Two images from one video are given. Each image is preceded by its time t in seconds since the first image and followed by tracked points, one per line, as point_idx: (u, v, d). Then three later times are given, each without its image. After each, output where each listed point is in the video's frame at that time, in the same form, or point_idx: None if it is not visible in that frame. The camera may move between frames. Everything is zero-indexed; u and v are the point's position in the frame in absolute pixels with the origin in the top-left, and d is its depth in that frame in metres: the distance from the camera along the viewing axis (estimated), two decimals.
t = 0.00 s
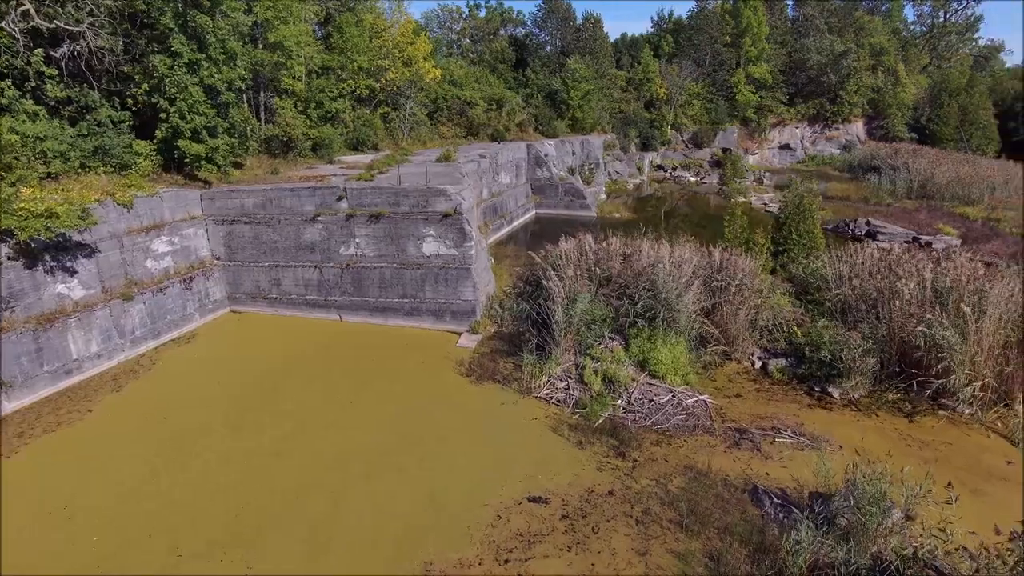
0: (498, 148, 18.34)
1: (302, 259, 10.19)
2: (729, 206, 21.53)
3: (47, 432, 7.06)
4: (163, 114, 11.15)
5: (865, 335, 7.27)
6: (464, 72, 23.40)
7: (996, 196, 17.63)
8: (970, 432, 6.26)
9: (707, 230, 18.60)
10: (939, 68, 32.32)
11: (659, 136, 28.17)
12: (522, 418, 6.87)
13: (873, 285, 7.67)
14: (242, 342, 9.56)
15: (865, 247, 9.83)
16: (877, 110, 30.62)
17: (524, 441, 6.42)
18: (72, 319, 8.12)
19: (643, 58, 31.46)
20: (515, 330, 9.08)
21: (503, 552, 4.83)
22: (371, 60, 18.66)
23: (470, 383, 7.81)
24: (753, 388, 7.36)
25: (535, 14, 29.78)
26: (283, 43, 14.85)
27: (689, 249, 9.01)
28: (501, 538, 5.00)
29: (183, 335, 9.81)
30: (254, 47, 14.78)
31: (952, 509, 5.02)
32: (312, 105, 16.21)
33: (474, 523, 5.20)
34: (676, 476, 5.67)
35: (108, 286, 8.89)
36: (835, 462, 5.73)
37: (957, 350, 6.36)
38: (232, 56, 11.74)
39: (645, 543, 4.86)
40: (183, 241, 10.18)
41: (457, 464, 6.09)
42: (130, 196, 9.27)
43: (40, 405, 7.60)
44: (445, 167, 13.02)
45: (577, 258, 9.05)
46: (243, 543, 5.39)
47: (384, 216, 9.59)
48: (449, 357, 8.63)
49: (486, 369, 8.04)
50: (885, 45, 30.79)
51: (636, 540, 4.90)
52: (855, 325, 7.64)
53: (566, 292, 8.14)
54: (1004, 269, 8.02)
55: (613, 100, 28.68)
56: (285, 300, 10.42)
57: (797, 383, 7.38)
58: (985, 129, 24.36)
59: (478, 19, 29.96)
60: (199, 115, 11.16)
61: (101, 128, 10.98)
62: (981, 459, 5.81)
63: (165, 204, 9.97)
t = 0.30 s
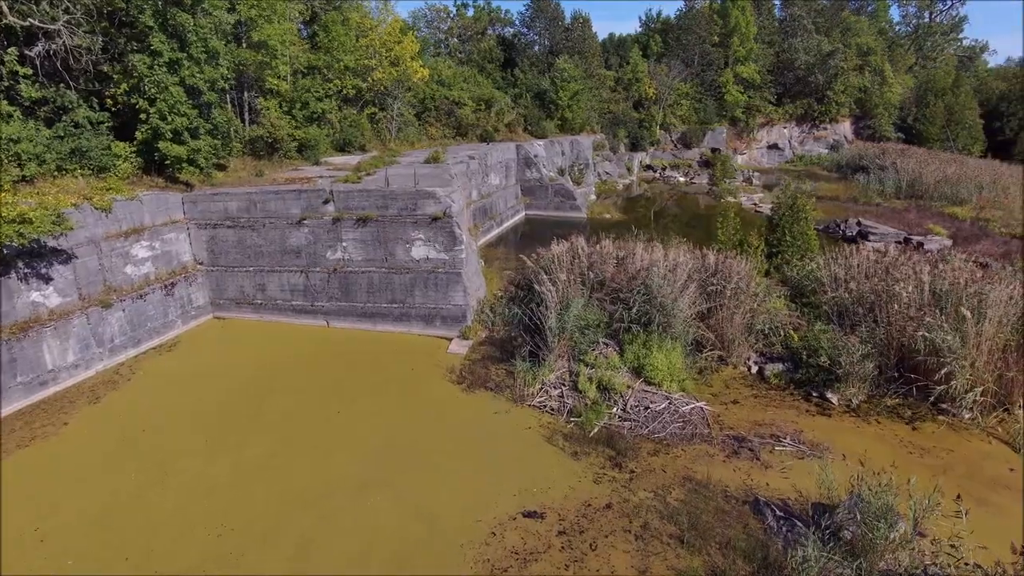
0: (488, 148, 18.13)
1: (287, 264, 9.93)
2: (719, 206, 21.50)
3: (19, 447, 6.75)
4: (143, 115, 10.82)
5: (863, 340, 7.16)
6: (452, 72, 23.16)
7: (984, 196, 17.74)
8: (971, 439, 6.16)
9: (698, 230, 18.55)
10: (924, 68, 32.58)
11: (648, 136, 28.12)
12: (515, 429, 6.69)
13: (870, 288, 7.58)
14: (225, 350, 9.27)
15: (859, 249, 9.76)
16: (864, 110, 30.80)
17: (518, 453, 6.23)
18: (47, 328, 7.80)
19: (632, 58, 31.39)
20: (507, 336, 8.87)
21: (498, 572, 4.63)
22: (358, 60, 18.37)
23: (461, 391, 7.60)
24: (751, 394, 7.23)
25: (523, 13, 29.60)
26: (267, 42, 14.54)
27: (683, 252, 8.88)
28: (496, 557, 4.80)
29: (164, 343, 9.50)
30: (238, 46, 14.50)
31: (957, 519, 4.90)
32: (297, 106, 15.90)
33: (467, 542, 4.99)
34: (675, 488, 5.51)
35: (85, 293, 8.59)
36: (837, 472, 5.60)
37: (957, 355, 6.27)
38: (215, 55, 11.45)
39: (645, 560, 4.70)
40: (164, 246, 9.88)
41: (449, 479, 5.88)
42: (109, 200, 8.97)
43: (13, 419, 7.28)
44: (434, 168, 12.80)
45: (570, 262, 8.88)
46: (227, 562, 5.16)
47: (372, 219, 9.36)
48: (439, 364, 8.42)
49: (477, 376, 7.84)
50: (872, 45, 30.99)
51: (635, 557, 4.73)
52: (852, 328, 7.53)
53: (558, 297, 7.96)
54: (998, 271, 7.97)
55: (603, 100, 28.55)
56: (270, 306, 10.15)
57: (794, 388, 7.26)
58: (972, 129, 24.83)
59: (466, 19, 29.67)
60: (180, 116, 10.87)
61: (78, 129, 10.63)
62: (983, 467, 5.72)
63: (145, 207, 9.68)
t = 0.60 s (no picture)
0: (479, 149, 17.92)
1: (274, 269, 9.68)
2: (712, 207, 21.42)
3: None
4: (125, 116, 10.50)
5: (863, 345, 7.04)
6: (443, 72, 22.92)
7: (975, 197, 17.76)
8: (976, 446, 6.05)
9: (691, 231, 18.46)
10: (914, 68, 32.74)
11: (640, 136, 28.04)
12: (509, 439, 6.50)
13: (869, 292, 7.46)
14: (210, 358, 9.00)
15: (856, 252, 9.66)
16: (855, 110, 30.90)
17: (512, 465, 6.04)
18: (24, 337, 7.50)
19: (623, 58, 31.28)
20: (501, 342, 8.67)
21: None
22: (346, 59, 18.09)
23: (454, 400, 7.40)
24: (750, 400, 7.08)
25: (514, 13, 29.40)
26: (254, 41, 14.25)
27: (679, 255, 8.73)
28: None
29: (147, 351, 9.21)
30: (224, 45, 14.22)
31: (967, 532, 4.77)
32: (285, 106, 15.61)
33: (461, 561, 4.79)
34: (676, 502, 5.35)
35: (64, 300, 8.29)
36: (841, 483, 5.46)
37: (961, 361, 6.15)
38: (199, 54, 11.17)
39: None
40: (147, 251, 9.60)
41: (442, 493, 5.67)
42: (88, 204, 8.67)
43: None
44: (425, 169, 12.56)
45: (564, 267, 8.70)
46: None
47: (362, 223, 9.13)
48: (431, 371, 8.21)
49: (470, 384, 7.63)
50: (862, 45, 31.10)
51: None
52: (852, 333, 7.41)
53: (553, 303, 7.78)
54: (998, 273, 7.88)
55: (594, 100, 28.42)
56: (257, 312, 9.88)
57: (794, 395, 7.12)
58: (961, 129, 24.95)
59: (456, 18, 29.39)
60: (163, 117, 10.57)
61: (58, 131, 10.27)
62: (989, 476, 5.60)
63: (127, 211, 9.39)
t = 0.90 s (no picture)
0: (471, 150, 17.71)
1: (262, 274, 9.43)
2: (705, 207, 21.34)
3: None
4: (107, 116, 10.20)
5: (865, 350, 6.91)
6: (434, 72, 22.66)
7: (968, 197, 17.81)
8: (983, 455, 5.93)
9: (685, 232, 18.35)
10: (905, 68, 32.87)
11: (632, 136, 27.92)
12: (504, 451, 6.30)
13: (870, 296, 7.33)
14: (195, 366, 8.73)
15: (854, 254, 9.54)
16: (846, 110, 30.97)
17: (508, 479, 5.85)
18: None
19: (615, 58, 31.15)
20: (495, 348, 8.46)
21: None
22: (336, 59, 17.80)
23: (447, 409, 7.19)
24: (751, 408, 6.92)
25: (505, 12, 29.17)
26: (241, 40, 13.96)
27: (677, 259, 8.56)
28: None
29: (129, 360, 8.91)
30: (210, 45, 13.96)
31: (980, 547, 4.61)
32: (273, 106, 15.30)
33: None
34: (679, 516, 5.17)
35: (42, 308, 8.00)
36: (847, 495, 5.31)
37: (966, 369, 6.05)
38: (183, 54, 10.91)
39: None
40: (130, 256, 9.31)
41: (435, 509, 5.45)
42: (68, 207, 8.39)
43: None
44: (417, 171, 12.33)
45: (559, 271, 8.51)
46: None
47: (351, 226, 8.91)
48: (424, 378, 7.99)
49: (464, 393, 7.42)
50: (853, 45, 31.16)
51: None
52: (853, 338, 7.27)
53: (549, 308, 7.59)
54: (998, 276, 7.80)
55: (586, 100, 28.24)
56: (243, 318, 9.62)
57: (796, 402, 6.98)
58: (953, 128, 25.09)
59: (447, 18, 28.86)
60: (147, 117, 10.31)
61: (37, 132, 9.90)
62: (997, 486, 5.47)
63: (108, 215, 9.11)
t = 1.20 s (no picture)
0: (463, 151, 17.50)
1: (248, 279, 9.18)
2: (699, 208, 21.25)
3: None
4: (88, 117, 9.88)
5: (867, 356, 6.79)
6: (425, 72, 22.41)
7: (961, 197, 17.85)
8: (989, 463, 5.80)
9: (679, 232, 18.23)
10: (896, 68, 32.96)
11: (625, 137, 27.80)
12: (498, 463, 6.09)
13: (871, 300, 7.19)
14: (179, 375, 8.46)
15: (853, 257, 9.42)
16: (838, 110, 31.01)
17: (503, 494, 5.64)
18: None
19: (607, 58, 31.01)
20: (488, 354, 8.24)
21: None
22: (325, 59, 17.51)
23: (440, 419, 6.98)
24: (752, 416, 6.75)
25: (497, 12, 28.94)
26: (227, 39, 13.65)
27: (673, 263, 8.40)
28: None
29: (111, 368, 8.63)
30: (195, 44, 13.71)
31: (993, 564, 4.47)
32: (261, 107, 14.99)
33: None
34: (681, 531, 5.00)
35: (20, 316, 7.71)
36: (854, 508, 5.16)
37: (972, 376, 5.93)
38: (167, 53, 10.64)
39: None
40: (112, 261, 9.02)
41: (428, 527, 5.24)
42: (46, 212, 8.10)
43: None
44: (408, 172, 12.10)
45: (554, 275, 8.32)
46: None
47: (341, 230, 8.67)
48: (416, 387, 7.76)
49: (458, 402, 7.21)
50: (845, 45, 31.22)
51: None
52: (855, 343, 7.13)
53: (545, 314, 7.39)
54: (999, 279, 7.70)
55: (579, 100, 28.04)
56: (229, 324, 9.35)
57: (797, 409, 6.83)
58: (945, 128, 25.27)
59: (438, 17, 28.67)
60: (129, 118, 9.97)
61: (14, 133, 9.48)
62: (1005, 497, 5.34)
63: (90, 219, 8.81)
